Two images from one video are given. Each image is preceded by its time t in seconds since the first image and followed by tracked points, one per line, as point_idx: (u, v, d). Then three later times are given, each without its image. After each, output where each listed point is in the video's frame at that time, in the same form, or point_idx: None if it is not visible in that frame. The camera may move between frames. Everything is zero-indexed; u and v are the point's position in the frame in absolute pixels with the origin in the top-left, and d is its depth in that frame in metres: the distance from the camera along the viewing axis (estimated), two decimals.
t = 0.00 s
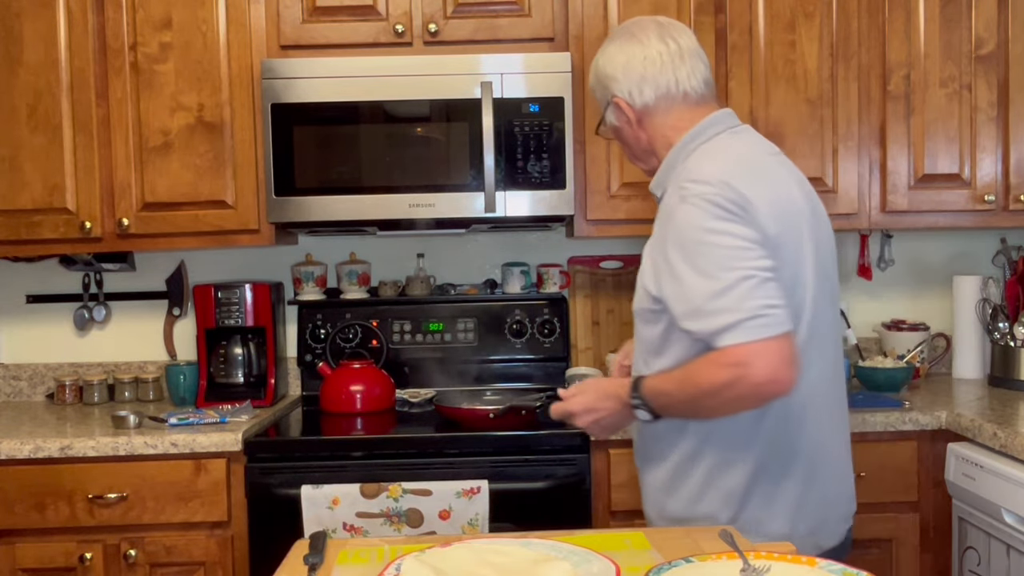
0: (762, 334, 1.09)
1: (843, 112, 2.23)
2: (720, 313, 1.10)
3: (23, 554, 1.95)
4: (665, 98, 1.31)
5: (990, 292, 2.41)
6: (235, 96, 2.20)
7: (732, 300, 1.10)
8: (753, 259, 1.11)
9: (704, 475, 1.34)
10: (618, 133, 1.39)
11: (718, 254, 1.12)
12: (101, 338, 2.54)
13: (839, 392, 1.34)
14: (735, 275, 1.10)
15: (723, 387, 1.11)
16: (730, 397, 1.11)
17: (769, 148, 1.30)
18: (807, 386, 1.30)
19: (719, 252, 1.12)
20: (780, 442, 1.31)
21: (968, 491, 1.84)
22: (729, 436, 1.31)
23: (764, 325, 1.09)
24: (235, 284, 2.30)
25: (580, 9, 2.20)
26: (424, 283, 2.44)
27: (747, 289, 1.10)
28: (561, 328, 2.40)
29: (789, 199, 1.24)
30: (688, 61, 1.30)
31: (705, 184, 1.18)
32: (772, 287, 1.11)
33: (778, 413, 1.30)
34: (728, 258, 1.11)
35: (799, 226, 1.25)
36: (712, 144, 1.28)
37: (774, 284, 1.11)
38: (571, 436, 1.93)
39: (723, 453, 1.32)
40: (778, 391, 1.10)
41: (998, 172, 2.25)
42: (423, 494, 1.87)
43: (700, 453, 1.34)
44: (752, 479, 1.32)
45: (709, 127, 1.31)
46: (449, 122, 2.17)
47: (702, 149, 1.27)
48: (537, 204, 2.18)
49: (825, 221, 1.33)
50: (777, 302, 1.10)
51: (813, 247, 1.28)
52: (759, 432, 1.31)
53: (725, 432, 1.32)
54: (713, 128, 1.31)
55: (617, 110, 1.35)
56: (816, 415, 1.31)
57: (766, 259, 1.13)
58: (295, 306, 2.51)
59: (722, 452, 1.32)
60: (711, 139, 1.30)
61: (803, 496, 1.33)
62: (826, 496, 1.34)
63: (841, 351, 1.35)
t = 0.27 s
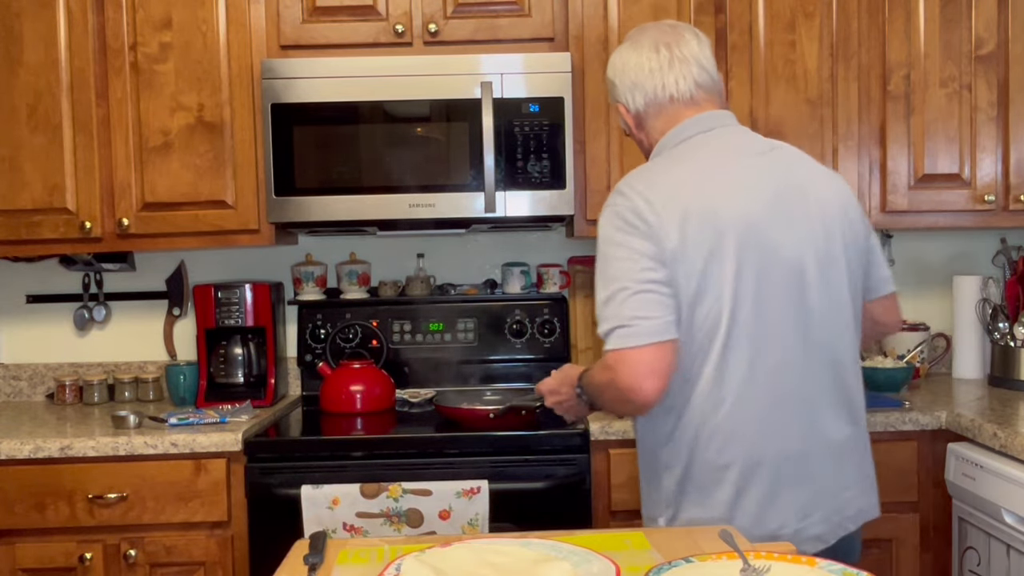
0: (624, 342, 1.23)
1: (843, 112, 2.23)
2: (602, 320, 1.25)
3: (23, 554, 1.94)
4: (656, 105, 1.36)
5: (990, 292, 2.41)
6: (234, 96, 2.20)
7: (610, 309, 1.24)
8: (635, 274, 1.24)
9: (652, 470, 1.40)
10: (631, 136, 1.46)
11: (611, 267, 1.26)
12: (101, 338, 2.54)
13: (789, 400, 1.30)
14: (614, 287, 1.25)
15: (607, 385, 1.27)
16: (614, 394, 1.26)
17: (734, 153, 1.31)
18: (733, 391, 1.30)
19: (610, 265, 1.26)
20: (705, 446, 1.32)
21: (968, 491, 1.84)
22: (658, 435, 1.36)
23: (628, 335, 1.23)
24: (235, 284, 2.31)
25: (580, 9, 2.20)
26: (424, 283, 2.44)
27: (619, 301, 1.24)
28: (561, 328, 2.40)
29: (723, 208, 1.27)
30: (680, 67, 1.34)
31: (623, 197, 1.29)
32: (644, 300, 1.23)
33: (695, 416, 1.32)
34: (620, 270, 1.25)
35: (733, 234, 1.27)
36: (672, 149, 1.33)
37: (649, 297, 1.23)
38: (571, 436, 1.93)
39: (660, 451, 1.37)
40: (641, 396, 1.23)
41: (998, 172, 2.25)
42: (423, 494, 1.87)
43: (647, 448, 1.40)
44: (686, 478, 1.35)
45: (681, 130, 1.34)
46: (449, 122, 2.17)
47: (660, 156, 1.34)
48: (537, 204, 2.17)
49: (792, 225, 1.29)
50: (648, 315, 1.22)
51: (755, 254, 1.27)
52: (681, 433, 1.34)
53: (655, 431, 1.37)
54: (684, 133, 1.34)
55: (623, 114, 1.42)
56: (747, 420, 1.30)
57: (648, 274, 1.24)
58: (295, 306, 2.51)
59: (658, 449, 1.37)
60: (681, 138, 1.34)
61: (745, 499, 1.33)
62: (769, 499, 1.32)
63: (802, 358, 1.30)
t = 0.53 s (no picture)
0: (609, 345, 1.29)
1: (843, 111, 2.23)
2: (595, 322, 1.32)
3: (23, 554, 1.95)
4: (663, 104, 1.37)
5: (990, 292, 2.41)
6: (234, 96, 2.20)
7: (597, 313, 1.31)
8: (622, 278, 1.29)
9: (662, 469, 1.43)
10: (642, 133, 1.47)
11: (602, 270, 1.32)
12: (101, 338, 2.54)
13: (789, 402, 1.30)
14: (602, 291, 1.31)
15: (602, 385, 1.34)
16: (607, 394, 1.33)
17: (733, 150, 1.31)
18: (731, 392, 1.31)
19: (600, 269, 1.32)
20: (705, 447, 1.33)
21: (968, 491, 1.84)
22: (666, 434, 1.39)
23: (612, 339, 1.29)
24: (235, 284, 2.31)
25: (581, 9, 2.20)
26: (424, 283, 2.44)
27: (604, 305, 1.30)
28: (561, 327, 2.40)
29: (715, 208, 1.28)
30: (688, 65, 1.34)
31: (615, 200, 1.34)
32: (629, 305, 1.28)
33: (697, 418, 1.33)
34: (607, 274, 1.30)
35: (726, 234, 1.28)
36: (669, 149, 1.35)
37: (631, 301, 1.28)
38: (571, 436, 1.93)
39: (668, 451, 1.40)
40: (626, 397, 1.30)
41: (998, 172, 2.25)
42: (423, 494, 1.87)
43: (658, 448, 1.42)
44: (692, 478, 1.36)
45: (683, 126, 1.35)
46: (449, 122, 2.17)
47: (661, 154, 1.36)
48: (537, 204, 2.17)
49: (792, 225, 1.28)
50: (634, 320, 1.27)
51: (752, 253, 1.28)
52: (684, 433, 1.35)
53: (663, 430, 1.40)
54: (686, 131, 1.34)
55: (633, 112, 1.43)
56: (745, 421, 1.30)
57: (635, 278, 1.29)
58: (295, 306, 2.51)
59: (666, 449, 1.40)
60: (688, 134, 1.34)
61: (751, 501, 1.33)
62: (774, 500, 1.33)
63: (801, 359, 1.30)
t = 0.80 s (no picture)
0: (683, 344, 1.20)
1: (843, 111, 2.23)
2: (659, 320, 1.22)
3: (23, 554, 1.95)
4: (710, 98, 1.32)
5: (990, 292, 2.41)
6: (235, 96, 2.20)
7: (664, 310, 1.21)
8: (693, 272, 1.20)
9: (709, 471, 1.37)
10: (675, 130, 1.41)
11: (668, 264, 1.22)
12: (101, 337, 2.54)
13: (854, 398, 1.27)
14: (672, 285, 1.21)
15: (665, 387, 1.24)
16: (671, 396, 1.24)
17: (792, 146, 1.28)
18: (797, 391, 1.27)
19: (667, 263, 1.22)
20: (766, 446, 1.29)
21: (968, 491, 1.84)
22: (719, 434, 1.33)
23: (686, 337, 1.19)
24: (235, 284, 2.31)
25: (580, 9, 2.19)
26: (424, 283, 2.44)
27: (675, 301, 1.20)
28: (561, 327, 2.40)
29: (783, 203, 1.24)
30: (736, 60, 1.31)
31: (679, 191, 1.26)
32: (705, 300, 1.19)
33: (759, 416, 1.29)
34: (675, 268, 1.21)
35: (794, 229, 1.24)
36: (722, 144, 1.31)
37: (707, 297, 1.19)
38: (571, 436, 1.93)
39: (721, 452, 1.34)
40: (699, 399, 1.21)
41: (998, 172, 2.25)
42: (422, 494, 1.87)
43: (706, 449, 1.37)
44: (748, 478, 1.32)
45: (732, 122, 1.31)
46: (449, 122, 2.17)
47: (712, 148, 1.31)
48: (537, 204, 2.17)
49: (858, 221, 1.26)
50: (708, 316, 1.19)
51: (818, 247, 1.24)
52: (744, 432, 1.31)
53: (716, 430, 1.34)
54: (738, 127, 1.30)
55: (671, 108, 1.37)
56: (810, 419, 1.26)
57: (709, 273, 1.20)
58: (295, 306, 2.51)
59: (719, 449, 1.34)
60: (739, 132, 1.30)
61: (811, 503, 1.29)
62: (836, 501, 1.29)
63: (864, 355, 1.27)
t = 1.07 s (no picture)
0: (820, 333, 1.11)
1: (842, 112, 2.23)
2: (782, 309, 1.12)
3: (23, 554, 1.95)
4: (778, 98, 1.29)
5: (989, 292, 2.41)
6: (235, 96, 2.20)
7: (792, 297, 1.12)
8: (821, 259, 1.12)
9: (796, 471, 1.30)
10: (725, 127, 1.38)
11: (790, 250, 1.13)
12: (101, 337, 2.54)
13: (937, 389, 1.27)
14: (802, 272, 1.12)
15: (785, 383, 1.14)
16: (792, 391, 1.14)
17: (871, 143, 1.28)
18: (900, 383, 1.24)
19: (790, 249, 1.13)
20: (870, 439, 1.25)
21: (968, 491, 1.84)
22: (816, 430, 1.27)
23: (822, 326, 1.10)
24: (235, 284, 2.31)
25: (580, 9, 2.20)
26: (424, 283, 2.44)
27: (810, 288, 1.11)
28: (561, 327, 2.40)
29: (880, 194, 1.22)
30: (803, 62, 1.29)
31: (787, 178, 1.19)
32: (838, 288, 1.11)
33: (864, 411, 1.25)
34: (801, 254, 1.13)
35: (892, 221, 1.22)
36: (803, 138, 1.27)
37: (844, 284, 1.12)
38: (571, 436, 1.93)
39: (816, 449, 1.28)
40: (836, 390, 1.12)
41: (998, 172, 2.26)
42: (422, 494, 1.87)
43: (795, 447, 1.30)
44: (845, 476, 1.27)
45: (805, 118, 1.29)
46: (449, 122, 2.17)
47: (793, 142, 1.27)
48: (537, 204, 2.17)
49: (930, 216, 1.28)
50: (843, 304, 1.11)
51: (910, 240, 1.24)
52: (847, 426, 1.26)
53: (810, 427, 1.28)
54: (814, 124, 1.28)
55: (728, 103, 1.34)
56: (907, 413, 1.25)
57: (839, 260, 1.13)
58: (295, 306, 2.51)
59: (814, 447, 1.28)
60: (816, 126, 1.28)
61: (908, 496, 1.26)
62: (931, 494, 1.27)
63: (942, 348, 1.28)
